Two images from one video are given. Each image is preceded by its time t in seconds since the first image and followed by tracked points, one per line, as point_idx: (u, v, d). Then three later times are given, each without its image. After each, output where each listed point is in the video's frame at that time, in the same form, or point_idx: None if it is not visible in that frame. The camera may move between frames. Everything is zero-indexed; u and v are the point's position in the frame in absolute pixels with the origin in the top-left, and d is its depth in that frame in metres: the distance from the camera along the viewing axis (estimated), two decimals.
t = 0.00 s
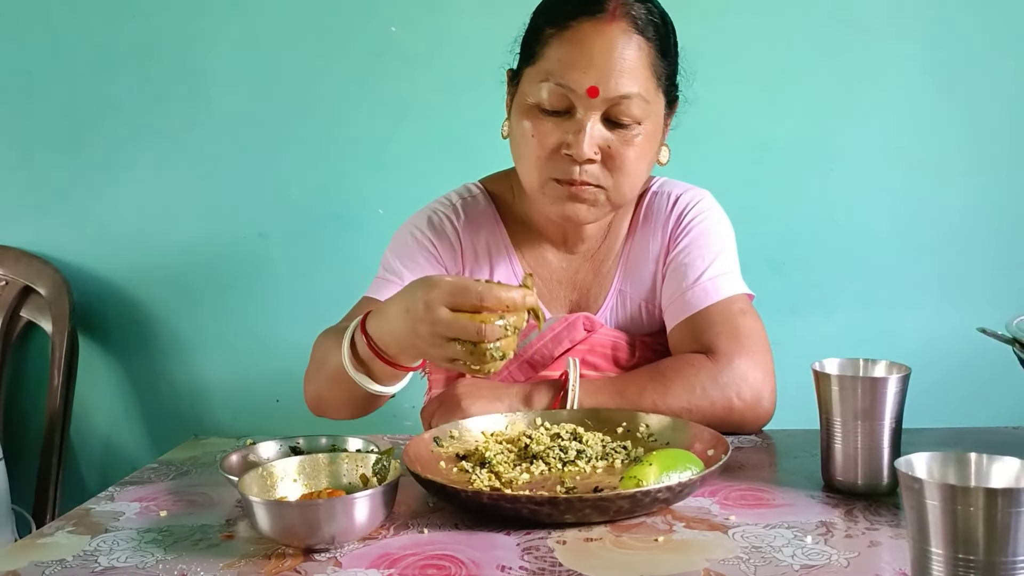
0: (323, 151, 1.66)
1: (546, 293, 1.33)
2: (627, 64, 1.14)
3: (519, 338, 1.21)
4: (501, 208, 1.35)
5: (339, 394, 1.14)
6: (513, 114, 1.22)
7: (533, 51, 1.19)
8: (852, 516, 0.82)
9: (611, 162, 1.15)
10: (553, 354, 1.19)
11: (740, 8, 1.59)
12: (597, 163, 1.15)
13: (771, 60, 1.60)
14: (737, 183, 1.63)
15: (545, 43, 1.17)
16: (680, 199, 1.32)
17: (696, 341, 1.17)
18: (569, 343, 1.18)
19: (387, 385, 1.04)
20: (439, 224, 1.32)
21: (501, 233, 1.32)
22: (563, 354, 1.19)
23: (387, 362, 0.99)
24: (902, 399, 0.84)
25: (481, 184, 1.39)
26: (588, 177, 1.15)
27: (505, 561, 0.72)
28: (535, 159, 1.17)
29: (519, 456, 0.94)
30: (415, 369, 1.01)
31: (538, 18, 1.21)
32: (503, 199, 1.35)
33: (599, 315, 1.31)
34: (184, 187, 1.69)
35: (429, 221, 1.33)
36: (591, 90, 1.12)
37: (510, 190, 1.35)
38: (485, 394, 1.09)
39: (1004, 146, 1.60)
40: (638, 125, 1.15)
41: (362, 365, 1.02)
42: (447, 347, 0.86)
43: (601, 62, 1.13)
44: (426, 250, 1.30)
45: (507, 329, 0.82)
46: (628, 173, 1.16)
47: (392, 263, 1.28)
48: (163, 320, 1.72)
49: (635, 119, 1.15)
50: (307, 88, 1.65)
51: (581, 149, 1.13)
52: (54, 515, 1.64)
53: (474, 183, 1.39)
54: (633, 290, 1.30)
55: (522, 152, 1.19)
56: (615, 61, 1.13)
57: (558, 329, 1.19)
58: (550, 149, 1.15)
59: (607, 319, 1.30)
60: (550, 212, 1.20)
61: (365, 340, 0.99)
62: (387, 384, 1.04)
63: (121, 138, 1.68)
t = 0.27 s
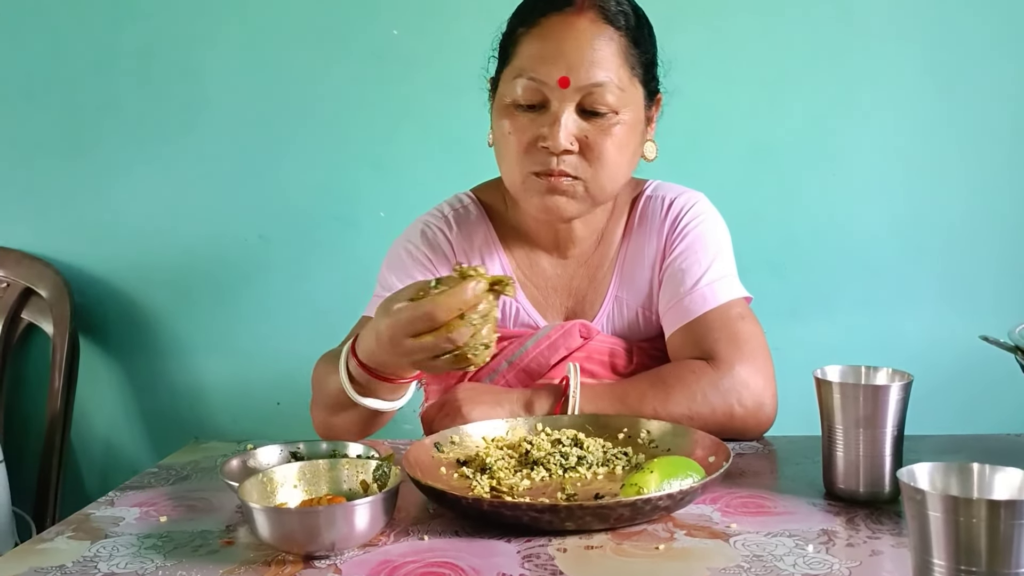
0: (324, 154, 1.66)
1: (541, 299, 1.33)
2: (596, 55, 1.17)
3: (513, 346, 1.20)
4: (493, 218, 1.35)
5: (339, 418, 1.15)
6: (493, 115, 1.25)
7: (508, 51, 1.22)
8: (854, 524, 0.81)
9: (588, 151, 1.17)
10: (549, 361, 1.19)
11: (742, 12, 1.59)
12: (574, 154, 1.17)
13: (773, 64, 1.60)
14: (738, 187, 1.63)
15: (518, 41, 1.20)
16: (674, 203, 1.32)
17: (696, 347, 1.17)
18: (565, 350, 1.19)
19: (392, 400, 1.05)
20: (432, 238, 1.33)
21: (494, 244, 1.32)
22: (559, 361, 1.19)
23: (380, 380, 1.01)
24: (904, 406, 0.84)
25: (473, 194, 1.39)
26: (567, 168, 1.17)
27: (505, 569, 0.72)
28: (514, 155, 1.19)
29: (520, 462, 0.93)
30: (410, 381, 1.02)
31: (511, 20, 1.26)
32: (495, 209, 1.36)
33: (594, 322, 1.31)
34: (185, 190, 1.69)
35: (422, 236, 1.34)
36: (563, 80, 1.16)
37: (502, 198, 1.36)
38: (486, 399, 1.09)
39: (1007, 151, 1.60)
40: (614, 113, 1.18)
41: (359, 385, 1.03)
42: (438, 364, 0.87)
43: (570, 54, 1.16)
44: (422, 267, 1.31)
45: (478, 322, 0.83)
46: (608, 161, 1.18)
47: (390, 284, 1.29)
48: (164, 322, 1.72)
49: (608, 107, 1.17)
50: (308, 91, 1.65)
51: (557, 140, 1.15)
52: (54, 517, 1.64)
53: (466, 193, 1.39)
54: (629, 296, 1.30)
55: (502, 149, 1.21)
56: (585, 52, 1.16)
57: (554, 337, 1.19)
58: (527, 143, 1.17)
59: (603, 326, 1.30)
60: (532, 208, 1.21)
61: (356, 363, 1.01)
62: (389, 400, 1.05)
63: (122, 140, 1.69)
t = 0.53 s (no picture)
0: (323, 154, 1.66)
1: (532, 300, 1.33)
2: (574, 54, 1.18)
3: (507, 347, 1.21)
4: (485, 218, 1.34)
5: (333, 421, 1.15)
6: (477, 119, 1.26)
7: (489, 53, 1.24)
8: (850, 526, 0.81)
9: (568, 150, 1.17)
10: (542, 362, 1.19)
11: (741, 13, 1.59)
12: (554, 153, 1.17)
13: (773, 64, 1.60)
14: (737, 188, 1.63)
15: (498, 43, 1.22)
16: (668, 203, 1.31)
17: (692, 348, 1.17)
18: (558, 351, 1.19)
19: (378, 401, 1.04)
20: (424, 238, 1.33)
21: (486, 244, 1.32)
22: (552, 363, 1.19)
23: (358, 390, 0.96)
24: (901, 408, 0.84)
25: (465, 195, 1.38)
26: (547, 167, 1.17)
27: (501, 570, 0.72)
28: (496, 157, 1.20)
29: (517, 463, 0.93)
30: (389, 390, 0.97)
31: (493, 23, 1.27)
32: (487, 209, 1.35)
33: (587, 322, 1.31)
34: (184, 189, 1.69)
35: (414, 235, 1.33)
36: (541, 79, 1.17)
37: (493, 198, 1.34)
38: (484, 400, 1.10)
39: (1006, 154, 1.60)
40: (594, 110, 1.18)
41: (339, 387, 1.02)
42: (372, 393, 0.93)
43: (548, 54, 1.17)
44: (413, 266, 1.30)
45: (391, 353, 0.89)
46: (588, 158, 1.18)
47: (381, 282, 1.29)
48: (162, 321, 1.72)
49: (587, 106, 1.18)
50: (307, 90, 1.65)
51: (536, 140, 1.15)
52: (53, 515, 1.65)
53: (458, 194, 1.38)
54: (623, 297, 1.30)
55: (485, 152, 1.22)
56: (562, 51, 1.17)
57: (547, 338, 1.19)
58: (508, 144, 1.18)
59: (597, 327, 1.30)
60: (515, 211, 1.21)
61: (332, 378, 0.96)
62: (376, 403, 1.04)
63: (121, 138, 1.69)
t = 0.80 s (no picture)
0: (322, 152, 1.66)
1: (529, 298, 1.32)
2: (572, 47, 1.16)
3: (504, 346, 1.21)
4: (480, 215, 1.36)
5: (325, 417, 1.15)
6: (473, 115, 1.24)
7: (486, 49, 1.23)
8: (847, 525, 0.81)
9: (568, 143, 1.15)
10: (540, 360, 1.19)
11: (741, 12, 1.59)
12: (554, 146, 1.15)
13: (772, 63, 1.60)
14: (736, 187, 1.63)
15: (494, 38, 1.21)
16: (665, 201, 1.32)
17: (690, 347, 1.17)
18: (555, 349, 1.19)
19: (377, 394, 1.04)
20: (420, 235, 1.34)
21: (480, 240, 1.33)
22: (549, 361, 1.19)
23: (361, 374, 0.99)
24: (898, 407, 0.84)
25: (462, 193, 1.40)
26: (545, 161, 1.15)
27: (498, 569, 0.72)
28: (494, 151, 1.18)
29: (515, 461, 0.93)
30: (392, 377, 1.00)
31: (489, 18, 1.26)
32: (482, 207, 1.36)
33: (584, 321, 1.30)
34: (182, 187, 1.68)
35: (410, 233, 1.35)
36: (539, 73, 1.15)
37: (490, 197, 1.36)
38: (481, 398, 1.10)
39: (1005, 153, 1.59)
40: (592, 104, 1.17)
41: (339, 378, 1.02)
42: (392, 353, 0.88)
43: (546, 47, 1.16)
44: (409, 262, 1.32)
45: (430, 311, 0.83)
46: (586, 152, 1.16)
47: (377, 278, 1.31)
48: (161, 320, 1.72)
49: (586, 99, 1.16)
50: (306, 87, 1.65)
51: (536, 133, 1.13)
52: (52, 513, 1.65)
53: (456, 192, 1.40)
54: (621, 295, 1.30)
55: (483, 147, 1.20)
56: (560, 45, 1.16)
57: (544, 336, 1.19)
58: (507, 138, 1.16)
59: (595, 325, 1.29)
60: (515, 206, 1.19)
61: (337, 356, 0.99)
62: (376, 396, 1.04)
63: (120, 136, 1.68)
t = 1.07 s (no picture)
0: (320, 148, 1.66)
1: (525, 295, 1.32)
2: (573, 38, 1.16)
3: (500, 342, 1.20)
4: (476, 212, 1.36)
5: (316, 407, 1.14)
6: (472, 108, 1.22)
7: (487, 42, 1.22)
8: (844, 521, 0.81)
9: (569, 134, 1.13)
10: (536, 357, 1.19)
11: (740, 8, 1.59)
12: (555, 137, 1.13)
13: (771, 59, 1.60)
14: (734, 184, 1.63)
15: (496, 31, 1.20)
16: (661, 198, 1.32)
17: (687, 343, 1.17)
18: (552, 347, 1.19)
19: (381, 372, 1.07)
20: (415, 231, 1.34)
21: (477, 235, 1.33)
22: (545, 358, 1.19)
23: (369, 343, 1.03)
24: (895, 403, 0.84)
25: (458, 189, 1.40)
26: (547, 152, 1.13)
27: (493, 565, 0.72)
28: (493, 142, 1.15)
29: (511, 458, 0.93)
30: (398, 351, 1.04)
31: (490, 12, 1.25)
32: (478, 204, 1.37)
33: (581, 318, 1.30)
34: (180, 184, 1.68)
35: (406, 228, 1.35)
36: (540, 63, 1.14)
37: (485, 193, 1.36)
38: (478, 395, 1.10)
39: (1003, 150, 1.59)
40: (593, 95, 1.16)
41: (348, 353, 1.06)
42: (413, 278, 0.89)
43: (548, 38, 1.15)
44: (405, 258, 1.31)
45: (463, 243, 0.84)
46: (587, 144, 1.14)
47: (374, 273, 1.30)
48: (159, 317, 1.72)
49: (587, 90, 1.15)
50: (303, 84, 1.64)
51: (537, 122, 1.11)
52: (49, 510, 1.65)
53: (451, 188, 1.40)
54: (617, 292, 1.29)
55: (482, 139, 1.18)
56: (562, 35, 1.15)
57: (540, 333, 1.19)
58: (507, 129, 1.14)
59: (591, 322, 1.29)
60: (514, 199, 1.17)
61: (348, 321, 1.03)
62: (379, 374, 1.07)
63: (117, 133, 1.68)
